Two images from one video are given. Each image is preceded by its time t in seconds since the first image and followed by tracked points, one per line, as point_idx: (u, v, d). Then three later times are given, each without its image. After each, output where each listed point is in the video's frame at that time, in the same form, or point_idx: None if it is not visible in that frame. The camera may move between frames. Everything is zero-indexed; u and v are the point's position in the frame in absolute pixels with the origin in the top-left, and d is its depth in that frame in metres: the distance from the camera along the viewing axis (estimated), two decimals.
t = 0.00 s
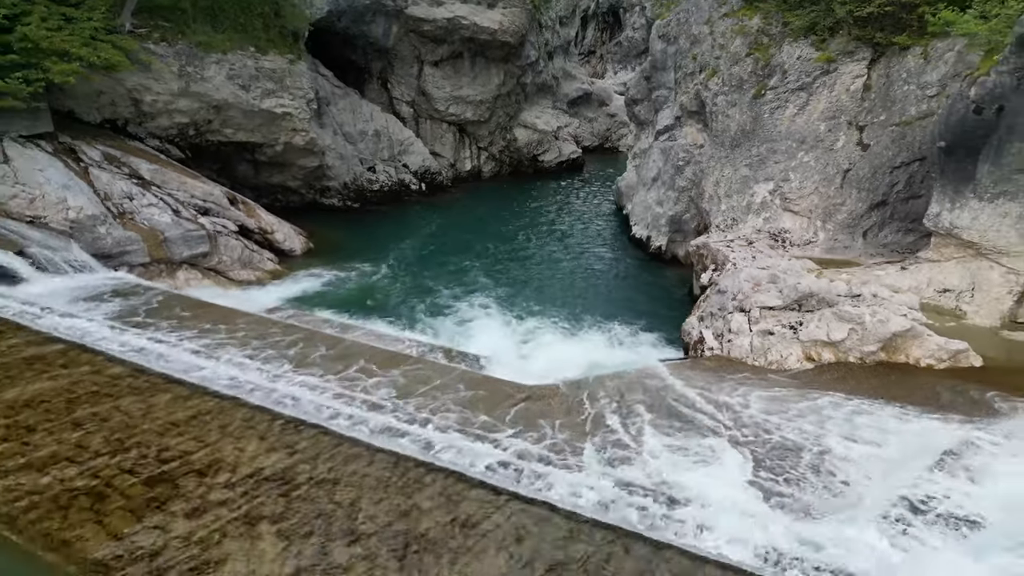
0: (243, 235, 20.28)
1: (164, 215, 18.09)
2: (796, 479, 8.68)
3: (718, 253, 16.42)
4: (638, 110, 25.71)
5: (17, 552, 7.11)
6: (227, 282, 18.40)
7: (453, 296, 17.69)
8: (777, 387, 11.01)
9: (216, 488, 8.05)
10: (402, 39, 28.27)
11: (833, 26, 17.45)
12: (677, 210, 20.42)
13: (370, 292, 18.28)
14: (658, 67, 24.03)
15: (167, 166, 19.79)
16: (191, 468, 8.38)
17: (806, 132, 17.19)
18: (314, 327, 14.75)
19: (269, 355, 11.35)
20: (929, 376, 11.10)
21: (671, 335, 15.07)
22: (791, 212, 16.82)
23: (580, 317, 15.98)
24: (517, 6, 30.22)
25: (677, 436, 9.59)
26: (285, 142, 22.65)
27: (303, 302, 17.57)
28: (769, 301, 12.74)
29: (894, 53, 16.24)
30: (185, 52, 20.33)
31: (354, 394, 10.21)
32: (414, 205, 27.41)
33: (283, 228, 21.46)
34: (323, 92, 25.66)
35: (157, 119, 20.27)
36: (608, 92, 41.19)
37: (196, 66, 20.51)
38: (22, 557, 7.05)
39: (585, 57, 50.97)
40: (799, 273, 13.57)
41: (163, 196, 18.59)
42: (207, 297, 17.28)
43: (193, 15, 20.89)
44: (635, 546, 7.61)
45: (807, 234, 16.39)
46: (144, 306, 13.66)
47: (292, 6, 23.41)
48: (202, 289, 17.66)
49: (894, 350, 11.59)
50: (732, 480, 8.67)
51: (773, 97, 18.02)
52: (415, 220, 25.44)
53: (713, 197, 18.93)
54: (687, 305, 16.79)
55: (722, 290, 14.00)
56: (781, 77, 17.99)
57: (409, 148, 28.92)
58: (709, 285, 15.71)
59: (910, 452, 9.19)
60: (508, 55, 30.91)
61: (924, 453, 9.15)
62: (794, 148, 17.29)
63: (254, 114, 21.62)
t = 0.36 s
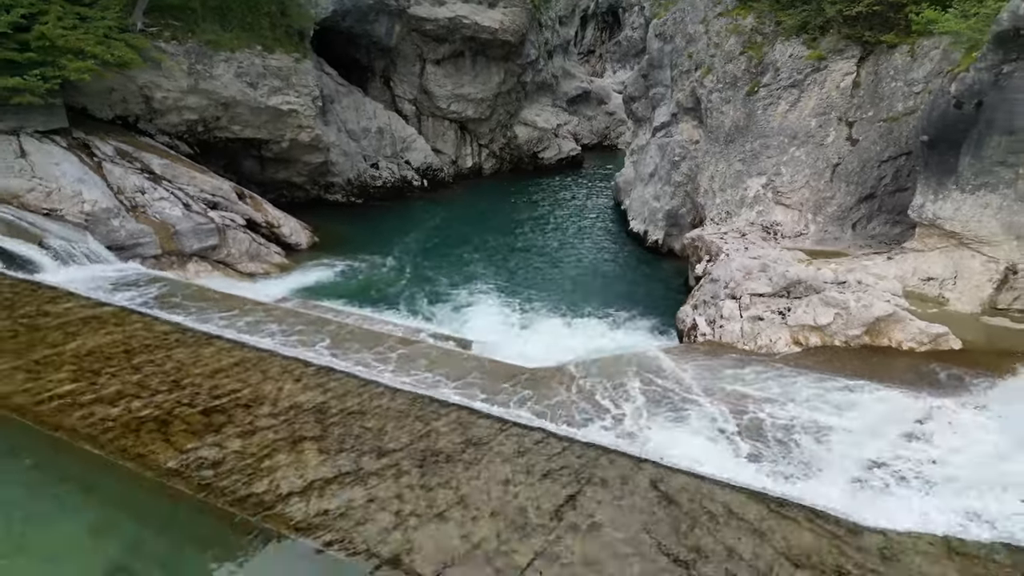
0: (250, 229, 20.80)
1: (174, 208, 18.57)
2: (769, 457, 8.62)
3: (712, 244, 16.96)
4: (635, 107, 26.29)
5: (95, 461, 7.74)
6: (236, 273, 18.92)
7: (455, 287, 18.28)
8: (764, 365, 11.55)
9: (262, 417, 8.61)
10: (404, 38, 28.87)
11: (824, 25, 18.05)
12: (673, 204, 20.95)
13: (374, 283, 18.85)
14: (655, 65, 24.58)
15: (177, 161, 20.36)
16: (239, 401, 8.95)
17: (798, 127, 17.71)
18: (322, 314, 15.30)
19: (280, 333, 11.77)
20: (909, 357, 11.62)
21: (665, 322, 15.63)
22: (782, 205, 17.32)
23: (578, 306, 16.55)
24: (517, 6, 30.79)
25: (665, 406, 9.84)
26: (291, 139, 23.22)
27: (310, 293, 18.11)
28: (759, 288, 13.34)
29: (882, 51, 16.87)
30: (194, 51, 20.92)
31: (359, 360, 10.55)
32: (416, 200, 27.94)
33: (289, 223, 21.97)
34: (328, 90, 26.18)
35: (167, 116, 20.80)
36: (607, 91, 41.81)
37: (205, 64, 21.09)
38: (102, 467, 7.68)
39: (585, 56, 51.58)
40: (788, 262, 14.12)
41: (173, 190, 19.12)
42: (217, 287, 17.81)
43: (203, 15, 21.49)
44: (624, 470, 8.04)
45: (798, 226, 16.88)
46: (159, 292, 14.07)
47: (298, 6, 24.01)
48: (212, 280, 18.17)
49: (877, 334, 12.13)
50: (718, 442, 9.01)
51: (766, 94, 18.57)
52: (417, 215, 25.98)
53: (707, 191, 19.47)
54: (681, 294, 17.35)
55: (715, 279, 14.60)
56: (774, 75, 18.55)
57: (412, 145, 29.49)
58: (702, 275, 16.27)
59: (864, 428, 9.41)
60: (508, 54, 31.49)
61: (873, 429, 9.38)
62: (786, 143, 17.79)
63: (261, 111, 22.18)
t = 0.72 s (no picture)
0: (258, 223, 21.30)
1: (185, 202, 19.12)
2: (772, 415, 8.88)
3: (706, 237, 17.51)
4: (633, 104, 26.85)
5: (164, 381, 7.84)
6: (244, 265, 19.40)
7: (457, 279, 18.83)
8: (755, 348, 12.05)
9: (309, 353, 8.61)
10: (407, 37, 29.51)
11: (816, 24, 18.62)
12: (670, 199, 21.49)
13: (379, 275, 19.39)
14: (652, 63, 25.14)
15: (186, 157, 20.96)
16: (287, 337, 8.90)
17: (790, 124, 18.25)
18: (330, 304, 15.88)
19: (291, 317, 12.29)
20: (892, 341, 12.13)
21: (661, 312, 16.15)
22: (775, 199, 17.81)
23: (578, 297, 17.06)
24: (518, 6, 31.37)
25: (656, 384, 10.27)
26: (297, 136, 23.76)
27: (316, 285, 18.61)
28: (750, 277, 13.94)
29: (871, 49, 17.46)
30: (204, 49, 21.55)
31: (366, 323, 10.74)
32: (418, 197, 28.45)
33: (296, 217, 22.43)
34: (332, 88, 26.71)
35: (176, 113, 21.33)
36: (606, 89, 42.43)
37: (214, 63, 21.70)
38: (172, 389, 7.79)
39: (585, 56, 52.26)
40: (778, 252, 14.66)
41: (184, 185, 19.68)
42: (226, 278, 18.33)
43: (211, 14, 22.10)
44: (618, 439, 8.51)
45: (790, 219, 17.36)
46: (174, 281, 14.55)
47: (304, 6, 24.63)
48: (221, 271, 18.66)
49: (862, 319, 12.64)
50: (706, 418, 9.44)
51: (759, 91, 19.13)
52: (420, 211, 26.47)
53: (702, 185, 20.01)
54: (676, 286, 17.86)
55: (708, 269, 15.21)
56: (767, 73, 19.12)
57: (414, 142, 29.96)
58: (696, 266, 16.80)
59: (858, 400, 9.73)
60: (509, 53, 32.06)
61: (865, 401, 9.69)
62: (779, 139, 18.32)
63: (268, 109, 22.78)
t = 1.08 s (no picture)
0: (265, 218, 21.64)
1: (194, 197, 19.50)
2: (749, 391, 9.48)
3: (701, 229, 18.01)
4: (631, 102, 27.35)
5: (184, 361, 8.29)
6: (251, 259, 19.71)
7: (459, 272, 19.28)
8: (746, 335, 12.53)
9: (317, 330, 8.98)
10: (409, 36, 30.10)
11: (808, 23, 19.21)
12: (666, 194, 21.98)
13: (382, 268, 19.80)
14: (649, 62, 25.69)
15: (194, 153, 21.41)
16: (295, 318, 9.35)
17: (783, 120, 18.77)
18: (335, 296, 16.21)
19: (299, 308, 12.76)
20: (877, 327, 12.64)
21: (656, 303, 16.63)
22: (768, 193, 18.29)
23: (576, 288, 17.52)
24: (518, 5, 31.93)
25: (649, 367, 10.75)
26: (302, 133, 24.22)
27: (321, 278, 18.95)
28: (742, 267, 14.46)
29: (862, 48, 18.04)
30: (212, 48, 22.15)
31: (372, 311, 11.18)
32: (420, 193, 28.89)
33: (302, 213, 22.73)
34: (336, 87, 27.16)
35: (185, 111, 21.83)
36: (605, 88, 42.97)
37: (221, 61, 22.28)
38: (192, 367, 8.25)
39: (584, 56, 52.91)
40: (769, 244, 15.16)
41: (193, 180, 20.11)
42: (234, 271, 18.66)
43: (219, 14, 22.71)
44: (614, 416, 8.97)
45: (783, 213, 17.84)
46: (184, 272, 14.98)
47: (308, 6, 25.21)
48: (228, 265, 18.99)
49: (849, 307, 13.17)
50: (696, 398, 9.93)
51: (753, 88, 19.65)
52: (422, 207, 26.88)
53: (698, 181, 20.49)
54: (671, 278, 18.33)
55: (702, 260, 15.70)
56: (761, 71, 19.65)
57: (416, 139, 30.38)
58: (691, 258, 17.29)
59: (815, 379, 10.79)
60: (509, 51, 32.59)
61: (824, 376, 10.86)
62: (772, 135, 18.83)
63: (274, 106, 23.30)
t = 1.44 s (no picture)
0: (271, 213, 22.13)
1: (203, 191, 20.02)
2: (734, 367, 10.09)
3: (695, 223, 18.60)
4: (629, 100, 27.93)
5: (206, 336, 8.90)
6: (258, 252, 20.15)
7: (461, 264, 19.84)
8: (736, 321, 13.08)
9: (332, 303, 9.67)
10: (411, 35, 30.73)
11: (799, 22, 19.80)
12: (663, 189, 22.56)
13: (387, 258, 20.36)
14: (646, 60, 26.29)
15: (203, 149, 22.00)
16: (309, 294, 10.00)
17: (774, 117, 19.37)
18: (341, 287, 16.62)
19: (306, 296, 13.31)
20: (861, 314, 13.25)
21: (651, 293, 17.20)
22: (761, 187, 18.87)
23: (574, 279, 18.12)
24: (518, 5, 32.57)
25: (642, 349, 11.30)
26: (307, 130, 24.80)
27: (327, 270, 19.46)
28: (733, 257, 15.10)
29: (851, 47, 18.61)
30: (221, 47, 22.80)
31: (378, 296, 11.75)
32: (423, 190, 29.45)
33: (308, 208, 23.25)
34: (340, 85, 27.68)
35: (194, 108, 22.42)
36: (604, 87, 43.58)
37: (229, 60, 22.91)
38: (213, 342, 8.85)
39: (583, 55, 53.57)
40: (759, 235, 15.76)
41: (203, 176, 20.65)
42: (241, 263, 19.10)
43: (227, 15, 23.37)
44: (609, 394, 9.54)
45: (775, 206, 18.44)
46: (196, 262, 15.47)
47: (314, 6, 25.84)
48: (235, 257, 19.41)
49: (835, 294, 13.75)
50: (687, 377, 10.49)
51: (747, 86, 20.25)
52: (424, 202, 27.43)
53: (693, 176, 21.06)
54: (666, 270, 18.91)
55: (696, 251, 16.30)
56: (754, 69, 20.26)
57: (418, 137, 30.93)
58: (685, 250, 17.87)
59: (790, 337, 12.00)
60: (509, 51, 33.20)
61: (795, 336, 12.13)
62: (764, 131, 19.42)
63: (280, 104, 23.90)
